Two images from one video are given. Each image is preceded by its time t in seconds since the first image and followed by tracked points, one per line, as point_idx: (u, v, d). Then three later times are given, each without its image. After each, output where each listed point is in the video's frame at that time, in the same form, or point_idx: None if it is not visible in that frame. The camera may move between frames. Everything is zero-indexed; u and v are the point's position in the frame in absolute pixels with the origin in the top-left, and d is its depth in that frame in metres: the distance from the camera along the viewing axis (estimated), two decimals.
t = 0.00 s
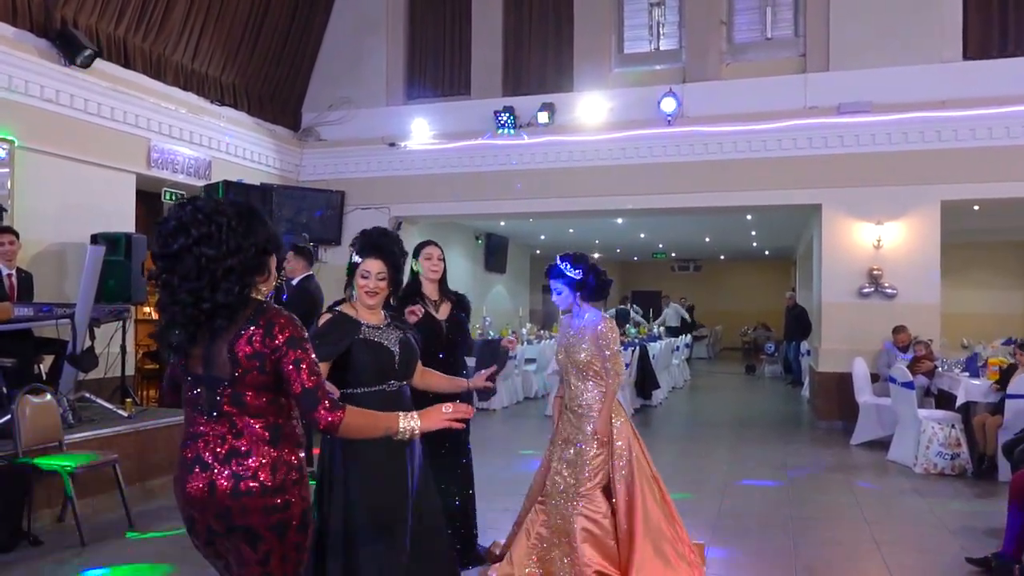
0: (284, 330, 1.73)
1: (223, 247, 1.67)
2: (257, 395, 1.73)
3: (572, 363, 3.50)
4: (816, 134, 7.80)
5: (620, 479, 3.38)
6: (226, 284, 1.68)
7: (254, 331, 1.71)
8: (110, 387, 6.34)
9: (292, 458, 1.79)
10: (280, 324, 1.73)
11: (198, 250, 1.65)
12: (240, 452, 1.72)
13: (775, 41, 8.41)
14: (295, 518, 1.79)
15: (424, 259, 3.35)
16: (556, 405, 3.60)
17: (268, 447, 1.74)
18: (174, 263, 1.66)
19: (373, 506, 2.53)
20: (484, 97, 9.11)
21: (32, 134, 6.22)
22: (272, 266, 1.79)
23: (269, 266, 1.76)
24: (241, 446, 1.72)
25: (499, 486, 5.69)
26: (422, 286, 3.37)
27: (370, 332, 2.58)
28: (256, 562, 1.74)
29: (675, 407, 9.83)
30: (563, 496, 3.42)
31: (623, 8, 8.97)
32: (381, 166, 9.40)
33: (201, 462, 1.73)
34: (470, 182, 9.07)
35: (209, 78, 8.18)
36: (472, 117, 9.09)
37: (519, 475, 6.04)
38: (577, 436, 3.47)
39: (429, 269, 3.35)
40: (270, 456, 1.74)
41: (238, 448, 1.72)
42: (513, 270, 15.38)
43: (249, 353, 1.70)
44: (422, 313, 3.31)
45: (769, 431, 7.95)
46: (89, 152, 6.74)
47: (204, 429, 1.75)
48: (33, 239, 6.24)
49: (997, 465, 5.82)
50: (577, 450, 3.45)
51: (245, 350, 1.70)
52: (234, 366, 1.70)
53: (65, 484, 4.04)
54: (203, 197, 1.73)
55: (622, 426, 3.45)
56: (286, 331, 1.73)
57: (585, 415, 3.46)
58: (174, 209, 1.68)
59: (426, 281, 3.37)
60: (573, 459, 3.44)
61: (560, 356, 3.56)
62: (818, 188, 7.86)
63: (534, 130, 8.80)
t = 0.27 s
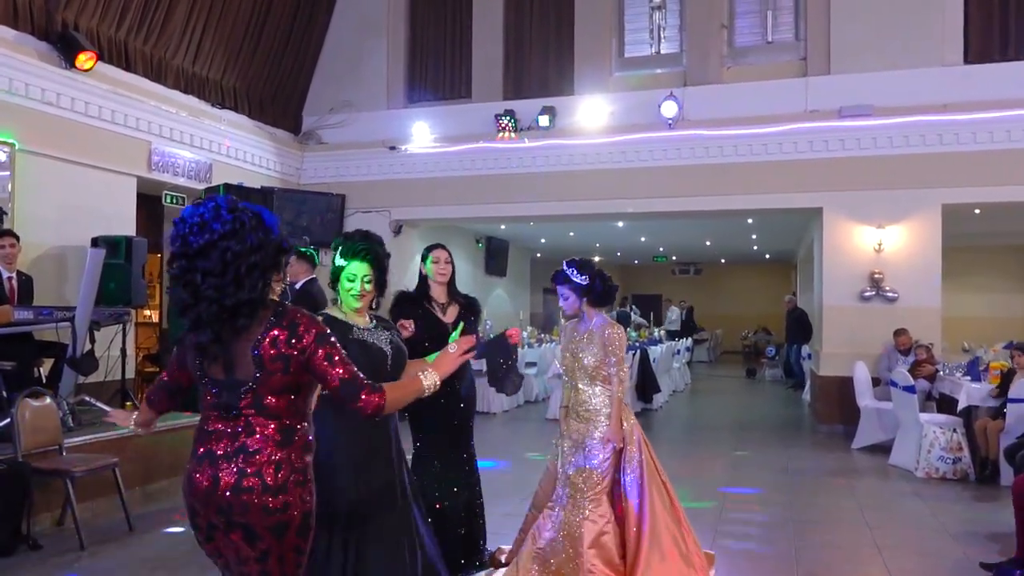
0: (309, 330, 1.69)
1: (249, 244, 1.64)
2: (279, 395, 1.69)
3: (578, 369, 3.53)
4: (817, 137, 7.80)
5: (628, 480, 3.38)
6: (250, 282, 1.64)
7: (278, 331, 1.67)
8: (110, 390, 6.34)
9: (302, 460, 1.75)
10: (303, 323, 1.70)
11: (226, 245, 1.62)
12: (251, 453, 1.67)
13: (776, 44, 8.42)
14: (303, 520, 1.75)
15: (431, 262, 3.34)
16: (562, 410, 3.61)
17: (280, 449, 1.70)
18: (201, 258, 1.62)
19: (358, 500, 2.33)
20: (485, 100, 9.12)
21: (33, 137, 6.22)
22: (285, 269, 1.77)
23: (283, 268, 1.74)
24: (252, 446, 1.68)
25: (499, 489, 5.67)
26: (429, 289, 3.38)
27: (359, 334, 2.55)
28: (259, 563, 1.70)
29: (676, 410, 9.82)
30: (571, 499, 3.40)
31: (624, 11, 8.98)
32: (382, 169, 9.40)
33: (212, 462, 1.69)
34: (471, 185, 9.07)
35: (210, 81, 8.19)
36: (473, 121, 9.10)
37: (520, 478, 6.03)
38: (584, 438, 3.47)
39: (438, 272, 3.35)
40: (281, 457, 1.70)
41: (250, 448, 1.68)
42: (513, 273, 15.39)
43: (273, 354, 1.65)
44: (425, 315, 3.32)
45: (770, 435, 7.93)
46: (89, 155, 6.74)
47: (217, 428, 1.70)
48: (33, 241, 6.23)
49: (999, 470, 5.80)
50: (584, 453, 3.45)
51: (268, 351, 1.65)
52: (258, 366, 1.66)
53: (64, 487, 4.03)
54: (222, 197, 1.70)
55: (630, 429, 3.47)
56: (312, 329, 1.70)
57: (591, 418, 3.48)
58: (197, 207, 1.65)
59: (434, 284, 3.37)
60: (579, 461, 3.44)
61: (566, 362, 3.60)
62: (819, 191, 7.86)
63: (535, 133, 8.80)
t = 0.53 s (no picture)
0: (337, 334, 1.80)
1: (278, 254, 1.72)
2: (301, 402, 1.74)
3: (590, 372, 3.51)
4: (819, 135, 7.78)
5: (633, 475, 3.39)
6: (278, 290, 1.73)
7: (308, 337, 1.76)
8: (112, 389, 6.33)
9: (310, 477, 1.77)
10: (332, 331, 1.80)
11: (259, 254, 1.69)
12: (262, 461, 1.70)
13: (778, 43, 8.40)
14: (305, 535, 1.76)
15: (437, 262, 3.35)
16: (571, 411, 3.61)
17: (290, 463, 1.72)
18: (233, 265, 1.69)
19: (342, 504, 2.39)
20: (487, 99, 9.10)
21: (35, 136, 6.21)
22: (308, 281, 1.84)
23: (308, 279, 1.81)
24: (264, 454, 1.71)
25: (501, 489, 5.66)
26: (436, 289, 3.40)
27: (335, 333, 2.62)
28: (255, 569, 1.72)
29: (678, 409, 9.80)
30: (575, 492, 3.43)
31: (626, 10, 8.97)
32: (383, 168, 9.39)
33: (224, 464, 1.72)
34: (473, 184, 9.06)
35: (212, 80, 8.18)
36: (475, 120, 9.09)
37: (522, 477, 6.02)
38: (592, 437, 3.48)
39: (442, 273, 3.35)
40: (293, 471, 1.72)
41: (260, 456, 1.71)
42: (516, 272, 15.38)
43: (300, 360, 1.74)
44: (428, 316, 3.36)
45: (773, 434, 7.92)
46: (91, 154, 6.74)
47: (234, 429, 1.74)
48: (35, 241, 6.23)
49: (1003, 469, 5.78)
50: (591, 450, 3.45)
51: (297, 355, 1.74)
52: (285, 371, 1.73)
53: (66, 487, 4.03)
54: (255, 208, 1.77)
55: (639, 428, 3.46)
56: (339, 337, 1.80)
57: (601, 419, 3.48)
58: (231, 214, 1.72)
59: (439, 285, 3.39)
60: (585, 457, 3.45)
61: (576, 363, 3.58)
62: (821, 190, 7.84)
63: (537, 132, 8.79)
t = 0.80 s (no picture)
0: (350, 321, 1.92)
1: (300, 235, 1.89)
2: (321, 388, 1.89)
3: (597, 366, 3.56)
4: (822, 135, 7.76)
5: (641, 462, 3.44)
6: (298, 268, 1.88)
7: (321, 322, 1.90)
8: (112, 389, 6.32)
9: (339, 457, 1.95)
10: (344, 316, 1.93)
11: (281, 231, 1.86)
12: (293, 446, 1.87)
13: (781, 42, 8.37)
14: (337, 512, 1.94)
15: (437, 260, 3.31)
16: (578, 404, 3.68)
17: (320, 444, 1.89)
18: (259, 241, 1.85)
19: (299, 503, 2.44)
20: (489, 99, 9.08)
21: (36, 136, 6.21)
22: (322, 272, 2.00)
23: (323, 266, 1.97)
24: (294, 440, 1.87)
25: (503, 489, 5.65)
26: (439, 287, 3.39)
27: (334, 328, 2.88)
28: (297, 551, 1.88)
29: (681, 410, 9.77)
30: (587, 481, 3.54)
31: (628, 9, 8.94)
32: (385, 168, 9.38)
33: (257, 455, 1.88)
34: (475, 184, 9.04)
35: (213, 79, 8.17)
36: (476, 119, 9.07)
37: (524, 478, 6.00)
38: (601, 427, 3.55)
39: (443, 269, 3.31)
40: (322, 452, 1.89)
41: (291, 442, 1.87)
42: (518, 272, 15.36)
43: (315, 346, 1.88)
44: (428, 312, 3.34)
45: (775, 434, 7.89)
46: (92, 154, 6.73)
47: (260, 419, 1.90)
48: (36, 241, 6.22)
49: (1007, 470, 5.76)
50: (601, 441, 3.54)
51: (312, 342, 1.88)
52: (303, 357, 1.87)
53: (66, 487, 4.01)
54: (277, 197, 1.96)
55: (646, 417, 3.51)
56: (352, 321, 1.92)
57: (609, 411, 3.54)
58: (258, 202, 1.91)
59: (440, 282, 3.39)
60: (596, 447, 3.55)
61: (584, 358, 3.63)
62: (824, 190, 7.81)
63: (539, 132, 8.77)
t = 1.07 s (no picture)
0: (373, 326, 1.92)
1: (332, 242, 1.93)
2: (344, 391, 1.92)
3: (613, 369, 3.57)
4: (827, 133, 7.72)
5: (662, 460, 3.48)
6: (330, 275, 1.91)
7: (341, 329, 1.90)
8: (115, 389, 6.32)
9: (378, 455, 1.98)
10: (364, 320, 1.93)
11: (314, 237, 1.90)
12: (329, 452, 1.91)
13: (785, 39, 8.31)
14: (382, 510, 1.96)
15: (437, 263, 3.32)
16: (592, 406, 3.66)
17: (354, 446, 1.93)
18: (292, 247, 1.89)
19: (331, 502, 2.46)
20: (492, 98, 9.05)
21: (37, 136, 6.20)
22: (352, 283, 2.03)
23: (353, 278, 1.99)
24: (330, 445, 1.91)
25: (505, 488, 5.63)
26: (439, 291, 3.39)
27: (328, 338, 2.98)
28: (348, 552, 1.91)
29: (685, 409, 9.74)
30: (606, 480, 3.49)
31: (631, 7, 8.90)
32: (388, 167, 9.37)
33: (298, 468, 1.91)
34: (477, 183, 9.02)
35: (215, 79, 8.16)
36: (480, 118, 9.04)
37: (526, 477, 5.98)
38: (620, 428, 3.54)
39: (443, 272, 3.32)
40: (357, 454, 1.93)
41: (327, 448, 1.91)
42: (521, 271, 15.33)
43: (339, 353, 1.89)
44: (424, 314, 3.33)
45: (780, 434, 7.86)
46: (94, 154, 6.72)
47: (294, 430, 1.93)
48: (37, 240, 6.21)
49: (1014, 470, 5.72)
50: (621, 441, 3.53)
51: (336, 350, 1.89)
52: (325, 364, 1.89)
53: (66, 488, 4.00)
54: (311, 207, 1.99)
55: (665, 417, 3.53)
56: (372, 325, 1.93)
57: (627, 412, 3.54)
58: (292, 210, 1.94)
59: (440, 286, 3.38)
60: (615, 447, 3.53)
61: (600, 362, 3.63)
62: (829, 188, 7.77)
63: (542, 130, 8.74)
